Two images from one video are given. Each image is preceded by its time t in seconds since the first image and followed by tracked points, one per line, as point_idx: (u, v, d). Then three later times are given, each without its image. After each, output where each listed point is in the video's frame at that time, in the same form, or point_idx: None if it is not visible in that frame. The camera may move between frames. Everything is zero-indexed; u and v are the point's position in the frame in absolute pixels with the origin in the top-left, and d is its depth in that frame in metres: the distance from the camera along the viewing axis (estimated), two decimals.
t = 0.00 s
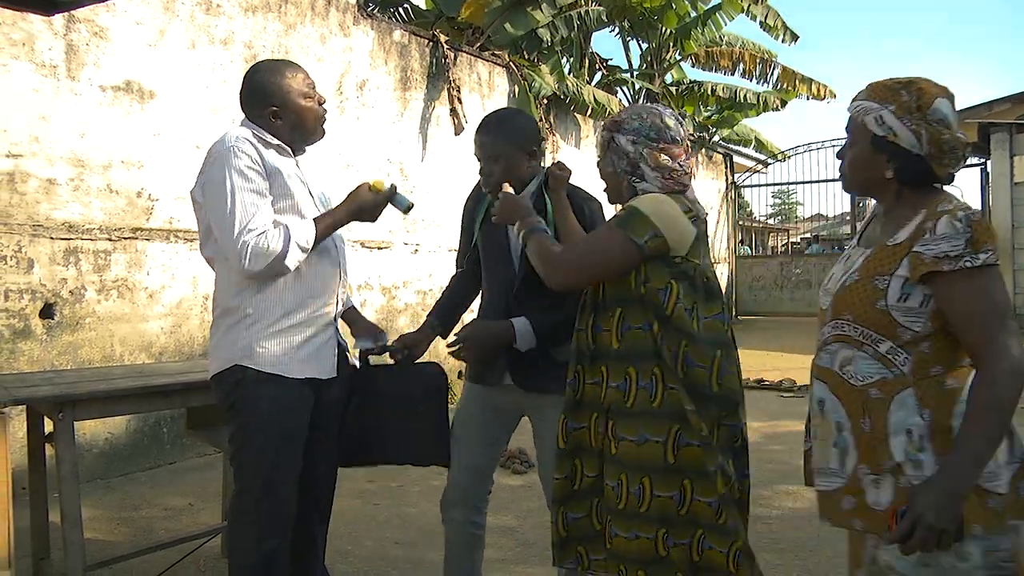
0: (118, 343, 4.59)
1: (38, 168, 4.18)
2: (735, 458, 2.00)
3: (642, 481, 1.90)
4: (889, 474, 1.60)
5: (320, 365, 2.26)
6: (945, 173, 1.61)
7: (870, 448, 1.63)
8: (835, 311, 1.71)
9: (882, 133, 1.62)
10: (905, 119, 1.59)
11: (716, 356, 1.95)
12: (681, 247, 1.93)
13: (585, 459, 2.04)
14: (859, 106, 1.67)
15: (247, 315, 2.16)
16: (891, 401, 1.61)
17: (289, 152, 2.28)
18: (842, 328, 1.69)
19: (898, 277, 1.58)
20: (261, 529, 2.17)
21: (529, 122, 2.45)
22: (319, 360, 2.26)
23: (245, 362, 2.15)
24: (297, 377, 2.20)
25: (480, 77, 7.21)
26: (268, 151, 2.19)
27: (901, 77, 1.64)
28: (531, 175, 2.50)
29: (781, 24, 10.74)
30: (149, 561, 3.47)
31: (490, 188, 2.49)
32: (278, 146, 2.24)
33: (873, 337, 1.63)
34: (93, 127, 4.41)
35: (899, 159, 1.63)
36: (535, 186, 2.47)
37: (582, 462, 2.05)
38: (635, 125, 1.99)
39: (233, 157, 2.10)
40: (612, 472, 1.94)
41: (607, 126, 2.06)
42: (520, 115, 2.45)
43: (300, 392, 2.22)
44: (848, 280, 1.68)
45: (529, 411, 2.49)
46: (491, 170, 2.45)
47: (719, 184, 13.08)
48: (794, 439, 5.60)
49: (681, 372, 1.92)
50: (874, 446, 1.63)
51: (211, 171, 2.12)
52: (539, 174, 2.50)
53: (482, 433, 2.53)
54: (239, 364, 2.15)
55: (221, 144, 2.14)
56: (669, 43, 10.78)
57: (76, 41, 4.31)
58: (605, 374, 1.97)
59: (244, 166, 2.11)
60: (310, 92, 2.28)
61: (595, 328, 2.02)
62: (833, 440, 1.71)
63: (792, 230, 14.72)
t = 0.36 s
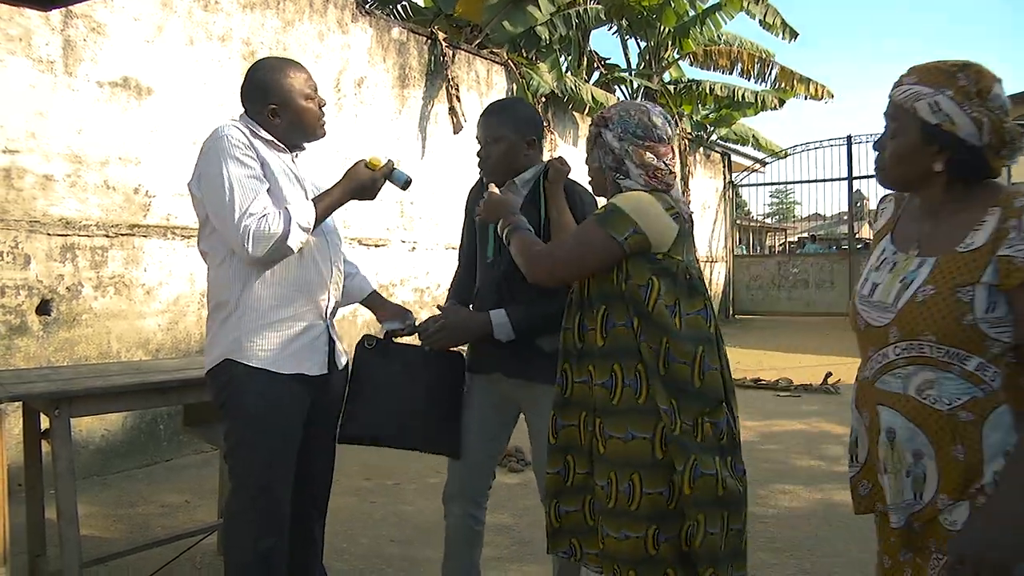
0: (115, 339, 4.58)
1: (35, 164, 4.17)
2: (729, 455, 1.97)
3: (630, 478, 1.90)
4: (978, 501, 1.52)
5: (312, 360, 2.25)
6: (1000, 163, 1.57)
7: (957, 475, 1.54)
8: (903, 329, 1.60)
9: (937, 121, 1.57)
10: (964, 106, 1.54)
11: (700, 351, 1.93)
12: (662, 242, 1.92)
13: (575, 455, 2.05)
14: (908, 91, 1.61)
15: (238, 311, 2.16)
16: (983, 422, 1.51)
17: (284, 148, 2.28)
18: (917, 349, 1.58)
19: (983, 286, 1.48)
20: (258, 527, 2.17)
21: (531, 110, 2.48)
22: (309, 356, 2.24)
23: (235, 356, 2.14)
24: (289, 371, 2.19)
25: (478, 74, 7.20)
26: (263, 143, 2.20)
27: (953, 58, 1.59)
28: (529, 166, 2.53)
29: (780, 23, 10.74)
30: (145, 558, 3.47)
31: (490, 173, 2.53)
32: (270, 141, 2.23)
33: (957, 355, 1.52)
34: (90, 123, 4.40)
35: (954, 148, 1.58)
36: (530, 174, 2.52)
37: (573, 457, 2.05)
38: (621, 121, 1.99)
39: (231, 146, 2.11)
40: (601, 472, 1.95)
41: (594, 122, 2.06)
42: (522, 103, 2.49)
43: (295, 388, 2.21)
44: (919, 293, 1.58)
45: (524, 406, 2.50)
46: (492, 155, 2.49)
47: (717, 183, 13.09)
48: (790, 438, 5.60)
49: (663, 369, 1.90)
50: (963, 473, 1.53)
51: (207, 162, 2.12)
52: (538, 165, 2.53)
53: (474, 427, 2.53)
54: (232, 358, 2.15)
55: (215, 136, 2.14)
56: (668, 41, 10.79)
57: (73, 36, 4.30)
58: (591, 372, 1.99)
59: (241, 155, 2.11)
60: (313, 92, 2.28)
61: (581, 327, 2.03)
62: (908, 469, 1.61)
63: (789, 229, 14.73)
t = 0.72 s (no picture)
0: (109, 337, 4.57)
1: (28, 161, 4.16)
2: (718, 448, 1.99)
3: (614, 471, 1.90)
4: (1005, 499, 1.54)
5: (299, 357, 2.24)
6: None
7: (989, 471, 1.55)
8: (949, 319, 1.58)
9: (989, 103, 1.57)
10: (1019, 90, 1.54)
11: (682, 342, 1.94)
12: (643, 237, 1.94)
13: (561, 446, 2.05)
14: (957, 73, 1.60)
15: (227, 307, 2.16)
16: None
17: (279, 147, 2.27)
18: (966, 339, 1.56)
19: None
20: (251, 526, 2.17)
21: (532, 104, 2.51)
22: (298, 352, 2.24)
23: (226, 351, 2.14)
24: (280, 368, 2.19)
25: (473, 72, 7.20)
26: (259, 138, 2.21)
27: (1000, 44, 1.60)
28: (528, 158, 2.54)
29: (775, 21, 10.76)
30: (139, 556, 3.47)
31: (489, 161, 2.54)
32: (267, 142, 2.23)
33: (1006, 348, 1.53)
34: (84, 120, 4.39)
35: (1000, 133, 1.59)
36: (528, 165, 2.52)
37: (559, 448, 2.06)
38: (604, 118, 1.99)
39: (230, 138, 2.11)
40: (583, 466, 1.94)
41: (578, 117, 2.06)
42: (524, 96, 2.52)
43: (285, 385, 2.21)
44: (969, 282, 1.57)
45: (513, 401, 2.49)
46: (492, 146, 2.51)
47: (712, 182, 13.11)
48: (784, 436, 5.61)
49: (644, 360, 1.92)
50: (998, 470, 1.54)
51: (205, 154, 2.12)
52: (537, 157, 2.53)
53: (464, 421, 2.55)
54: (222, 355, 2.14)
55: (214, 128, 2.14)
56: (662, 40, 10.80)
57: (67, 32, 4.28)
58: (572, 365, 1.99)
59: (240, 148, 2.12)
60: (315, 96, 2.27)
61: (563, 321, 2.04)
62: (937, 467, 1.59)
63: (784, 228, 14.76)
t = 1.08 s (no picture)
0: (105, 336, 4.56)
1: (25, 159, 4.15)
2: (723, 447, 1.96)
3: (607, 473, 1.90)
4: (981, 482, 1.72)
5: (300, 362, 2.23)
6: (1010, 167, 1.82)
7: (967, 454, 1.72)
8: (929, 311, 1.77)
9: (969, 118, 1.78)
10: (994, 108, 1.76)
11: (682, 342, 1.94)
12: (638, 239, 1.94)
13: (560, 446, 2.05)
14: (941, 93, 1.81)
15: (229, 309, 2.15)
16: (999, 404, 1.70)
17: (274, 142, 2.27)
18: (946, 328, 1.75)
19: (1010, 273, 1.70)
20: (249, 525, 2.16)
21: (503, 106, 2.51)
22: (303, 355, 2.23)
23: (230, 354, 2.13)
24: (281, 368, 2.19)
25: (472, 72, 7.19)
26: (252, 149, 2.17)
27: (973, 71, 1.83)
28: (512, 160, 2.54)
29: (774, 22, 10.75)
30: (135, 555, 3.47)
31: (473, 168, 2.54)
32: (263, 136, 2.23)
33: (980, 337, 1.73)
34: (82, 118, 4.38)
35: (978, 145, 1.79)
36: (516, 166, 2.50)
37: (558, 448, 2.06)
38: (606, 115, 1.98)
39: (214, 150, 2.09)
40: (578, 467, 1.95)
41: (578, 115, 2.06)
42: (497, 101, 2.53)
43: (287, 386, 2.20)
44: (950, 276, 1.76)
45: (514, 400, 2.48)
46: (474, 152, 2.52)
47: (710, 183, 13.11)
48: (781, 438, 5.62)
49: (642, 360, 1.92)
50: (973, 453, 1.72)
51: (190, 163, 2.11)
52: (522, 158, 2.52)
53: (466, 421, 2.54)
54: (223, 357, 2.14)
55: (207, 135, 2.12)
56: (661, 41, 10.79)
57: (64, 30, 4.28)
58: (568, 366, 1.99)
59: (224, 161, 2.08)
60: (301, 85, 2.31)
61: (560, 321, 2.04)
62: (918, 450, 1.77)
63: (782, 229, 14.77)
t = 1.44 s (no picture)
0: (105, 336, 4.56)
1: (24, 159, 4.15)
2: (722, 449, 1.96)
3: (609, 476, 1.90)
4: (978, 458, 1.76)
5: (293, 364, 2.22)
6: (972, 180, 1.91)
7: (962, 430, 1.77)
8: (913, 300, 1.84)
9: (940, 132, 1.85)
10: (960, 122, 1.85)
11: (683, 344, 1.94)
12: (639, 242, 1.93)
13: (562, 448, 2.05)
14: (909, 108, 1.89)
15: (227, 310, 2.15)
16: (985, 382, 1.76)
17: (274, 143, 2.27)
18: (930, 315, 1.82)
19: (980, 260, 1.77)
20: (248, 526, 2.16)
21: (511, 103, 2.51)
22: (297, 355, 2.23)
23: (223, 354, 2.14)
24: (277, 368, 2.18)
25: (472, 72, 7.19)
26: (244, 149, 2.17)
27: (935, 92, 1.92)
28: (512, 159, 2.53)
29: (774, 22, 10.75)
30: (134, 555, 3.46)
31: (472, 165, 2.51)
32: (261, 137, 2.23)
33: (963, 320, 1.79)
34: (81, 119, 4.38)
35: (947, 157, 1.88)
36: (516, 167, 2.50)
37: (559, 450, 2.06)
38: (638, 110, 2.00)
39: (204, 150, 2.08)
40: (580, 469, 1.95)
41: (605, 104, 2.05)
42: (500, 98, 2.49)
43: (283, 387, 2.20)
44: (927, 269, 1.83)
45: (510, 401, 2.48)
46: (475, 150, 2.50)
47: (709, 183, 13.11)
48: (781, 438, 5.62)
49: (642, 362, 1.92)
50: (967, 429, 1.77)
51: (180, 163, 2.11)
52: (522, 157, 2.51)
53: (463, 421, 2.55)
54: (219, 357, 2.14)
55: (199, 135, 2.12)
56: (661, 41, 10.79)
57: (64, 31, 4.27)
58: (567, 368, 1.99)
59: (213, 161, 2.08)
60: (304, 86, 2.29)
61: (558, 323, 2.05)
62: (918, 432, 1.82)
63: (781, 229, 14.77)
